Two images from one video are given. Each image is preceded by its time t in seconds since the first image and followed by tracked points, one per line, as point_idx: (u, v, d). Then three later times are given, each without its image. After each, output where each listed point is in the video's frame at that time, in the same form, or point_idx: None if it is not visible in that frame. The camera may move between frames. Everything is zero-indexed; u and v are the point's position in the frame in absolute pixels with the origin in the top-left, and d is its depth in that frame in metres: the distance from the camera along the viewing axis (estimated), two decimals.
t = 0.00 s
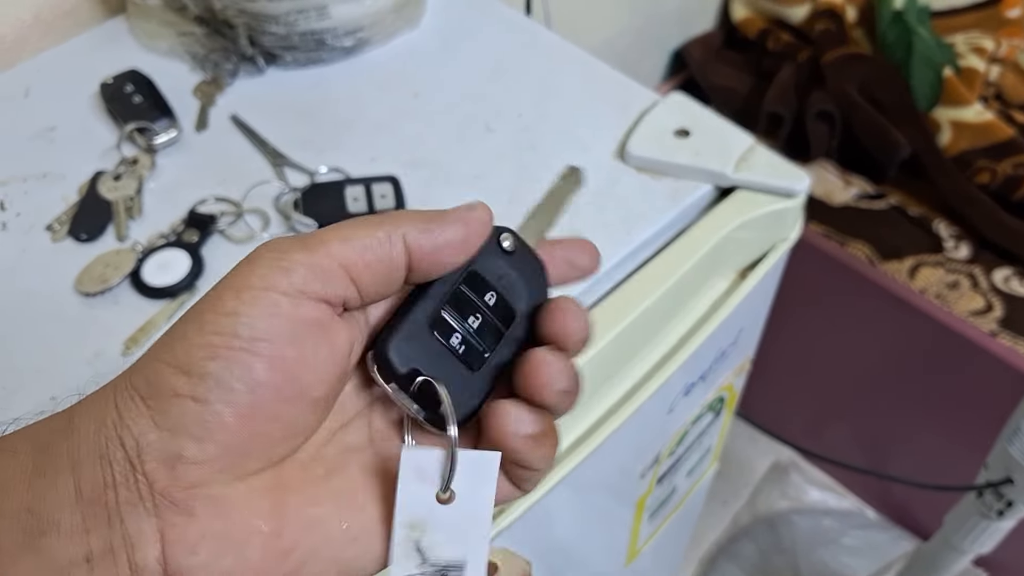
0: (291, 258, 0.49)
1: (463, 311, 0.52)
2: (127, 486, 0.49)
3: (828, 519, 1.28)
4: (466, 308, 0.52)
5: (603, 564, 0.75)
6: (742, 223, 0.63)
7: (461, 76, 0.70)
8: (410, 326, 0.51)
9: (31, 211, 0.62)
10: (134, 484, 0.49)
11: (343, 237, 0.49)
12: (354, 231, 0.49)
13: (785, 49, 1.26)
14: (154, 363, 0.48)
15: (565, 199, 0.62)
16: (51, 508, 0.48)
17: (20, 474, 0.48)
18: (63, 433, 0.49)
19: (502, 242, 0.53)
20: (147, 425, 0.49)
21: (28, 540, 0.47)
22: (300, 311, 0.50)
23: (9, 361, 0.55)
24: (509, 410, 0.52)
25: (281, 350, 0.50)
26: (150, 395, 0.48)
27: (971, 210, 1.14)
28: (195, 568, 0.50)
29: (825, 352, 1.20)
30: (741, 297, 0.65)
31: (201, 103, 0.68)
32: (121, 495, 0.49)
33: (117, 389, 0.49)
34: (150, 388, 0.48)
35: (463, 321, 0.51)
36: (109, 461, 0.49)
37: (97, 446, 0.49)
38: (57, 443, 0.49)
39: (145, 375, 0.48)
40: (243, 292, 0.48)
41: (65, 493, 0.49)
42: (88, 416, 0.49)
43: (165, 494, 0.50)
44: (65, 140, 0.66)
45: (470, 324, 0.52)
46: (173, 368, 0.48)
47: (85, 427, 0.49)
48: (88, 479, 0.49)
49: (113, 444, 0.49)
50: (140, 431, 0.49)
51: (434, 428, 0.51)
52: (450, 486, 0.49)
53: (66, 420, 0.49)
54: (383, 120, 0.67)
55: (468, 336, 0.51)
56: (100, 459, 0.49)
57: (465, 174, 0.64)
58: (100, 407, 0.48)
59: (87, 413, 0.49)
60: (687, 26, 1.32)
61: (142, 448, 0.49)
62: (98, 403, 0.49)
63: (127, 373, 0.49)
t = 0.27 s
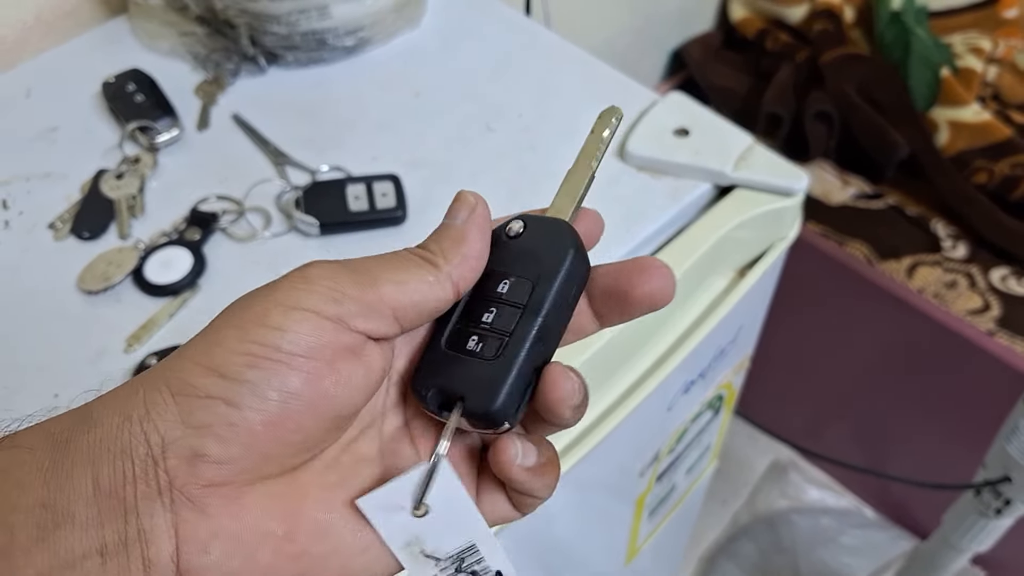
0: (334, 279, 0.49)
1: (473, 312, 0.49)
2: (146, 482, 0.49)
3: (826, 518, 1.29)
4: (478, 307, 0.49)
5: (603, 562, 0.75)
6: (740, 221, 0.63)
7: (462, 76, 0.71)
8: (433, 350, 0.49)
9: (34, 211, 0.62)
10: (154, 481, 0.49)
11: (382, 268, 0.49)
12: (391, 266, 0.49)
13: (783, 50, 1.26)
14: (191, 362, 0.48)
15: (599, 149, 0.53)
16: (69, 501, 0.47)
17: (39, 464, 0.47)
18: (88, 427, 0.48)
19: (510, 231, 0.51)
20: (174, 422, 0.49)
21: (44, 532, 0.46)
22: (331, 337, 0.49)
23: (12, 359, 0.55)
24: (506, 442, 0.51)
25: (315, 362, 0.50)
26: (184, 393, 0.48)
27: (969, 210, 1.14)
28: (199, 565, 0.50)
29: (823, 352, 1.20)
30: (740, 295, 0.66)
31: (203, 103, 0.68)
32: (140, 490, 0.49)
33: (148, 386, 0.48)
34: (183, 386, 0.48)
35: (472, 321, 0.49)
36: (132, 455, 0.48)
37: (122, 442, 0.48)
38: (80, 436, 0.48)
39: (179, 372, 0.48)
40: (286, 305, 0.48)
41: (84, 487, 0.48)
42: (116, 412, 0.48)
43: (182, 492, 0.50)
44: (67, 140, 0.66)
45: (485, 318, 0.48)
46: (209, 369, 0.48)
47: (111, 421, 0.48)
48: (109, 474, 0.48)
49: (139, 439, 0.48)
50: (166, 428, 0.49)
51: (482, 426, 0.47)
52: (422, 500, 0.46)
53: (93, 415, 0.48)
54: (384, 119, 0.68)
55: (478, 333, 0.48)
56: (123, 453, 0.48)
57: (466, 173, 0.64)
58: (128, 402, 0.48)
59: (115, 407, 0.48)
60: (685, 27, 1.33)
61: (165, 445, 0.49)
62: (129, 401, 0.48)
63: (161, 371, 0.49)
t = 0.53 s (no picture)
0: (345, 296, 0.49)
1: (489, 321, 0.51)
2: (142, 485, 0.49)
3: (824, 518, 1.29)
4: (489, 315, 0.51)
5: (601, 561, 0.76)
6: (739, 222, 0.64)
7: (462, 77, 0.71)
8: (454, 365, 0.52)
9: (36, 210, 0.62)
10: (149, 483, 0.49)
11: (391, 293, 0.50)
12: (401, 293, 0.50)
13: (783, 52, 1.27)
14: (197, 372, 0.48)
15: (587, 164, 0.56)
16: (62, 499, 0.47)
17: (33, 459, 0.47)
18: (86, 425, 0.48)
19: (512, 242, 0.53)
20: (176, 430, 0.48)
21: (34, 529, 0.46)
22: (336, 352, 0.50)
23: (14, 359, 0.55)
24: (544, 437, 0.52)
25: (317, 376, 0.50)
26: (188, 400, 0.48)
27: (967, 211, 1.14)
28: (198, 565, 0.50)
29: (822, 352, 1.21)
30: (739, 295, 0.66)
31: (203, 104, 0.69)
32: (135, 491, 0.48)
33: (150, 389, 0.48)
34: (187, 394, 0.48)
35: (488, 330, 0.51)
36: (129, 457, 0.48)
37: (120, 444, 0.48)
38: (78, 433, 0.48)
39: (184, 379, 0.48)
40: (296, 320, 0.48)
41: (78, 486, 0.47)
42: (116, 412, 0.48)
43: (179, 495, 0.49)
44: (68, 140, 0.66)
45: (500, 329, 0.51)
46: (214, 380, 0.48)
47: (110, 422, 0.48)
48: (104, 475, 0.48)
49: (138, 442, 0.48)
50: (166, 434, 0.48)
51: (506, 431, 0.49)
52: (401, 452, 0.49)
53: (91, 414, 0.48)
54: (384, 121, 0.68)
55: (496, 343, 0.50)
56: (120, 455, 0.48)
57: (466, 174, 0.64)
58: (129, 404, 0.48)
59: (115, 408, 0.48)
60: (685, 28, 1.33)
61: (165, 449, 0.48)
62: (130, 405, 0.48)
63: (165, 376, 0.48)
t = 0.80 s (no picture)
0: (337, 316, 0.46)
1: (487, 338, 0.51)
2: (127, 507, 0.46)
3: (822, 518, 1.29)
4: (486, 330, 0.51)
5: (598, 561, 0.76)
6: (737, 222, 0.64)
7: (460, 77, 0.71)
8: (447, 380, 0.52)
9: (35, 209, 0.62)
10: (136, 506, 0.46)
11: (383, 310, 0.47)
12: (393, 309, 0.47)
13: (782, 52, 1.27)
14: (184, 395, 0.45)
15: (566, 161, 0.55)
16: (43, 521, 0.44)
17: (12, 479, 0.44)
18: (67, 443, 0.45)
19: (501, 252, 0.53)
20: (163, 456, 0.45)
21: (16, 551, 0.44)
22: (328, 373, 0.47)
23: (12, 357, 0.55)
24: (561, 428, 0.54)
25: (308, 401, 0.47)
26: (175, 424, 0.45)
27: (966, 212, 1.14)
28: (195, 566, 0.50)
29: (822, 352, 1.21)
30: (738, 294, 0.66)
31: (202, 103, 0.69)
32: (120, 512, 0.46)
33: (135, 410, 0.45)
34: (174, 418, 0.45)
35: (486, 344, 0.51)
36: (113, 481, 0.45)
37: (102, 467, 0.45)
38: (57, 453, 0.45)
39: (170, 402, 0.45)
40: (286, 344, 0.45)
41: (60, 508, 0.45)
42: (98, 434, 0.45)
43: (165, 514, 0.48)
44: (66, 139, 0.66)
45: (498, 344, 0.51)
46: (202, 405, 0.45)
47: (92, 444, 0.45)
48: (86, 497, 0.45)
49: (121, 466, 0.45)
50: (152, 459, 0.45)
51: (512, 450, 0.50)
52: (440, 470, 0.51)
53: (73, 434, 0.45)
54: (383, 120, 0.68)
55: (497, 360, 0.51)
56: (103, 478, 0.45)
57: (464, 173, 0.64)
58: (112, 426, 0.45)
59: (98, 429, 0.45)
60: (684, 28, 1.33)
61: (151, 474, 0.46)
62: (113, 426, 0.45)
63: (151, 397, 0.45)
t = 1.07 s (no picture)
0: (316, 315, 0.45)
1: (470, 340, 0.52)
2: (110, 508, 0.46)
3: (819, 518, 1.29)
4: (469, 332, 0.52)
5: (595, 560, 0.76)
6: (733, 222, 0.64)
7: (457, 76, 0.71)
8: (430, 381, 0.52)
9: (32, 207, 0.63)
10: (119, 506, 0.46)
11: (362, 308, 0.47)
12: (372, 306, 0.47)
13: (780, 52, 1.27)
14: (165, 397, 0.44)
15: (544, 156, 0.55)
16: (26, 523, 0.44)
17: None
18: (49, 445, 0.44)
19: (480, 251, 0.53)
20: (145, 458, 0.45)
21: None
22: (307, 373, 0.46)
23: (8, 355, 0.55)
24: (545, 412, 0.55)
25: (287, 401, 0.47)
26: (157, 425, 0.45)
27: (963, 213, 1.14)
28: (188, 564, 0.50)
29: (819, 352, 1.21)
30: (734, 294, 0.66)
31: (199, 101, 0.69)
32: (103, 513, 0.46)
33: (116, 411, 0.44)
34: (156, 420, 0.45)
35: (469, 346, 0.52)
36: (97, 482, 0.45)
37: (84, 468, 0.44)
38: (39, 455, 0.44)
39: (151, 403, 0.44)
40: (264, 344, 0.45)
41: (42, 511, 0.44)
42: (79, 436, 0.44)
43: (148, 513, 0.47)
44: (63, 137, 0.66)
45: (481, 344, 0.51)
46: (183, 407, 0.44)
47: (74, 447, 0.44)
48: (68, 499, 0.45)
49: (104, 468, 0.44)
50: (135, 461, 0.45)
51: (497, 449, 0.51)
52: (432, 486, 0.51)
53: (54, 436, 0.44)
54: (379, 119, 0.68)
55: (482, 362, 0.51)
56: (86, 480, 0.44)
57: (460, 172, 0.65)
58: (94, 428, 0.44)
59: (79, 430, 0.44)
60: (682, 28, 1.33)
61: (135, 475, 0.45)
62: (94, 427, 0.44)
63: (130, 398, 0.45)
